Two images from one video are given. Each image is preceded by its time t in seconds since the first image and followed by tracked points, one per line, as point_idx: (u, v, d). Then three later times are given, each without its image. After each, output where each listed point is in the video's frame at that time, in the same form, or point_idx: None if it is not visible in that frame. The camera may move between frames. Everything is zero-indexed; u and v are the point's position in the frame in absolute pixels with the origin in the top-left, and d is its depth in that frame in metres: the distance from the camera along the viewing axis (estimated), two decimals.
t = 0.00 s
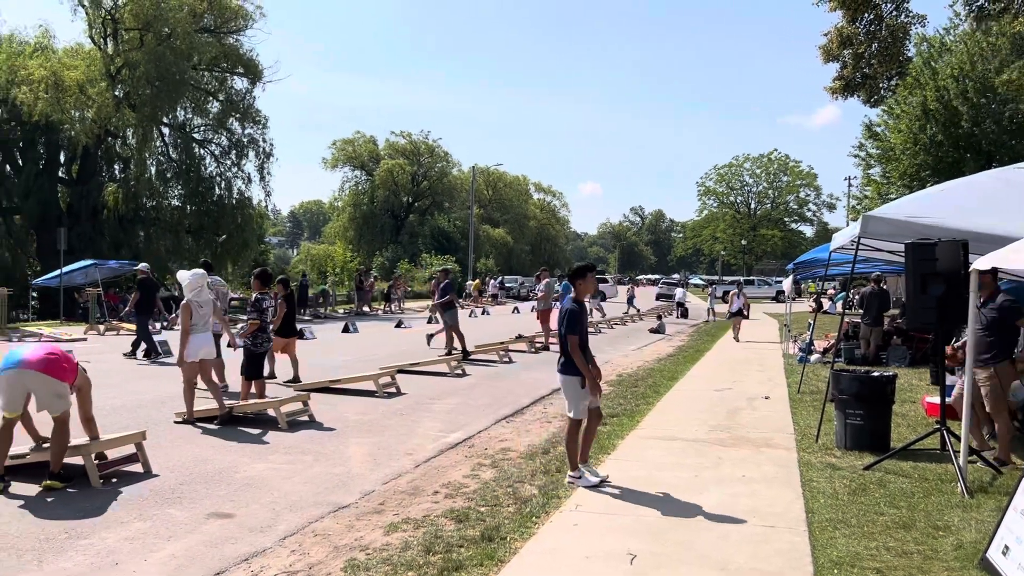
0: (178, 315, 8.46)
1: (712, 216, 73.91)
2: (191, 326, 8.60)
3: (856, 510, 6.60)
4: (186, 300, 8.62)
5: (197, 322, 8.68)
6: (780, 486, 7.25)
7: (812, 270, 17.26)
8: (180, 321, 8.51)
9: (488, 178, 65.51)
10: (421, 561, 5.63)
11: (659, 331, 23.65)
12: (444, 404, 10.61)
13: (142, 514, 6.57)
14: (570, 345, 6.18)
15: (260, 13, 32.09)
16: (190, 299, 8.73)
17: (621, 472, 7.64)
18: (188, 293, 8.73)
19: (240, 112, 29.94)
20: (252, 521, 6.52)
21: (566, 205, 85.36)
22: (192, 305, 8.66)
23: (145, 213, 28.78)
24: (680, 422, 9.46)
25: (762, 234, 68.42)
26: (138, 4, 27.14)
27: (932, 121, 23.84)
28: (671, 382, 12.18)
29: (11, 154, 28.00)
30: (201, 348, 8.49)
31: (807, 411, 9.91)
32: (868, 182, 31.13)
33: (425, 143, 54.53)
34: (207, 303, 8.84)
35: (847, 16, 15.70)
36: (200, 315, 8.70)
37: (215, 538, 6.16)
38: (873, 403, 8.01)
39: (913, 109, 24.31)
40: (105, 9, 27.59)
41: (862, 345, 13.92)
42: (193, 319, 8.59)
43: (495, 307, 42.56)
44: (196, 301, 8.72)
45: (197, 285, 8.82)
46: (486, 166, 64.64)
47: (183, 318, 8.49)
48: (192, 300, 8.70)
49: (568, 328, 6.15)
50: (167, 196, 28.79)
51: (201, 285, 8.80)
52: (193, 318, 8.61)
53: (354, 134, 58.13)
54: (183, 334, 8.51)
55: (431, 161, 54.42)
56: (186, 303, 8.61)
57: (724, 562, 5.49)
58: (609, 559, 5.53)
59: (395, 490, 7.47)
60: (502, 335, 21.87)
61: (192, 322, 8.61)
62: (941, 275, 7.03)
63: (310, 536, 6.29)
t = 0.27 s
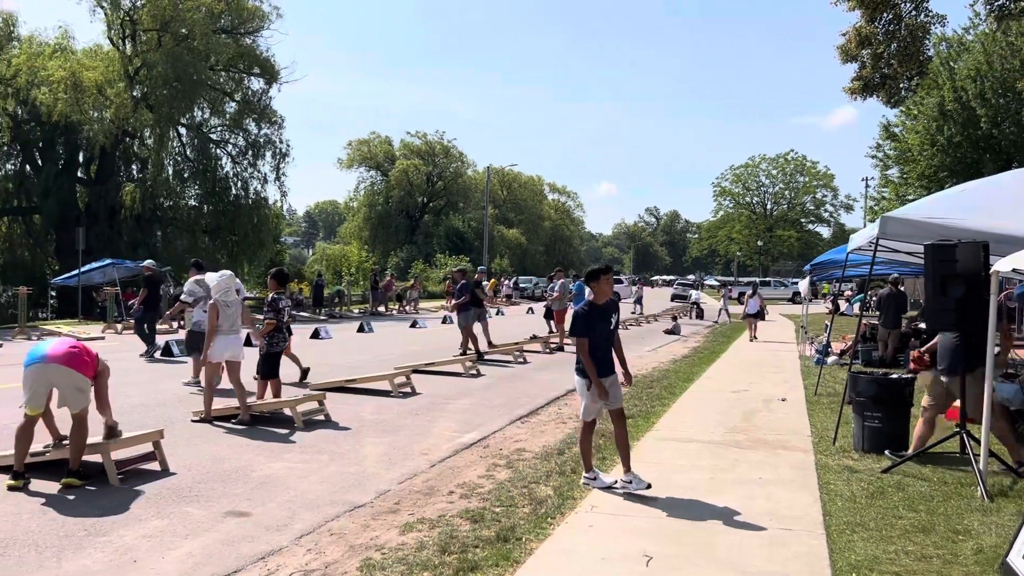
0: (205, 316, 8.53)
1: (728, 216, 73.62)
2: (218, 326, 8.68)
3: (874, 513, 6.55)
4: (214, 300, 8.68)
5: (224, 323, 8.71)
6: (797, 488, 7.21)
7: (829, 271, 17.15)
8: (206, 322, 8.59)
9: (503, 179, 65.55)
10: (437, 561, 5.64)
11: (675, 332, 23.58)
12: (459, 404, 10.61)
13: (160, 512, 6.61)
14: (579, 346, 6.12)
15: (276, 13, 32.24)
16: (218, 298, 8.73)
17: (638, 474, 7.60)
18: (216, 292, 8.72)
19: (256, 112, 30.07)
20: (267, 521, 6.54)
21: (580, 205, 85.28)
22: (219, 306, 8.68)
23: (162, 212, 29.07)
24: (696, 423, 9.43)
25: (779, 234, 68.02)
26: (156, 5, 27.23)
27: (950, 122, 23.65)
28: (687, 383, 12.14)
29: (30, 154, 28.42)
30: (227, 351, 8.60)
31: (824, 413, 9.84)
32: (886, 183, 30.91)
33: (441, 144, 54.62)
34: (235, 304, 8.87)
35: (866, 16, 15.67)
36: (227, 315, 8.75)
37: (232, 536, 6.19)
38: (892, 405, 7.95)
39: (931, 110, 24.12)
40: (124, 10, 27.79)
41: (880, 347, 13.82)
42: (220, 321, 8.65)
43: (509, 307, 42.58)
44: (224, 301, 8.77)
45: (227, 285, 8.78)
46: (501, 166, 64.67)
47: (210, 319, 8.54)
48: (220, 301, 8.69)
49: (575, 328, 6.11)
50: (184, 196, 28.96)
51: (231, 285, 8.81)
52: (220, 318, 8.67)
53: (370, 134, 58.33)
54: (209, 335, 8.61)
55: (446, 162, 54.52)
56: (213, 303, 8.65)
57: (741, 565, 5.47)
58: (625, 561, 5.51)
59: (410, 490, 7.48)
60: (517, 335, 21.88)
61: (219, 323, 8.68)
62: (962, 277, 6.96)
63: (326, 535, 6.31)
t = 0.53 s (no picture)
0: (234, 317, 8.59)
1: (745, 216, 73.27)
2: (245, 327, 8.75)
3: (894, 516, 6.50)
4: (242, 300, 8.72)
5: (252, 323, 8.77)
6: (816, 490, 7.17)
7: (848, 271, 17.04)
8: (234, 322, 8.64)
9: (519, 179, 65.58)
10: (454, 561, 5.65)
11: (691, 332, 23.50)
12: (475, 404, 10.62)
13: (179, 509, 6.66)
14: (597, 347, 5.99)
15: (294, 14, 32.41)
16: (246, 299, 8.78)
17: (655, 475, 7.58)
18: (244, 292, 8.76)
19: (274, 112, 30.27)
20: (285, 518, 6.58)
21: (596, 205, 85.15)
22: (247, 306, 8.72)
23: (181, 212, 29.20)
24: (714, 424, 9.39)
25: (796, 235, 67.67)
26: (175, 6, 27.55)
27: (971, 121, 23.40)
28: (704, 384, 12.10)
29: (52, 154, 28.48)
30: (255, 352, 8.66)
31: (843, 415, 9.79)
32: (906, 183, 30.65)
33: (457, 144, 54.72)
34: (262, 303, 8.92)
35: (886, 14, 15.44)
36: (255, 315, 8.81)
37: (251, 533, 6.23)
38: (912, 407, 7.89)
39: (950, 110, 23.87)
40: (144, 11, 27.98)
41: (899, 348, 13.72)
42: (249, 321, 8.69)
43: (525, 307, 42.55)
44: (252, 300, 8.81)
45: (254, 285, 8.83)
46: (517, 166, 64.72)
47: (238, 319, 8.60)
48: (249, 301, 8.74)
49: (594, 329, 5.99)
50: (203, 195, 29.25)
51: (259, 286, 8.87)
52: (249, 318, 8.72)
53: (386, 134, 58.50)
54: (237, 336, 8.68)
55: (462, 162, 54.60)
56: (240, 303, 8.70)
57: (759, 567, 5.44)
58: (643, 562, 5.50)
59: (427, 489, 7.50)
60: (533, 335, 21.88)
61: (247, 323, 8.73)
62: (984, 278, 6.88)
63: (344, 533, 6.34)
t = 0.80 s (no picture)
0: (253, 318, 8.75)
1: (762, 216, 72.87)
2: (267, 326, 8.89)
3: (913, 518, 6.45)
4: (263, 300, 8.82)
5: (274, 322, 8.87)
6: (834, 491, 7.12)
7: (867, 271, 16.91)
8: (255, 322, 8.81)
9: (535, 178, 65.57)
10: (470, 559, 5.66)
11: (708, 332, 23.41)
12: (491, 403, 10.63)
13: (198, 506, 6.72)
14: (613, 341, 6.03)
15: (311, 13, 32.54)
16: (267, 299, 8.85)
17: (672, 475, 7.56)
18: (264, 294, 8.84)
19: (291, 111, 30.42)
20: (302, 516, 6.61)
21: (612, 205, 84.99)
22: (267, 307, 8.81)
23: (199, 211, 29.41)
24: (730, 424, 9.36)
25: (814, 234, 67.18)
26: (194, 7, 27.75)
27: (992, 120, 23.19)
28: (721, 384, 12.05)
29: (72, 153, 28.94)
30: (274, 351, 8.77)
31: (861, 416, 9.72)
32: (925, 183, 30.37)
33: (473, 143, 54.83)
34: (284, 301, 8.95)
35: (907, 12, 15.34)
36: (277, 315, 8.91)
37: (269, 530, 6.27)
38: (931, 408, 7.82)
39: (971, 108, 23.68)
40: (163, 11, 28.22)
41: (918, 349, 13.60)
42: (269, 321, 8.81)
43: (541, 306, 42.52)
44: (274, 300, 8.86)
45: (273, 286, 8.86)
46: (533, 166, 64.68)
47: (257, 320, 8.76)
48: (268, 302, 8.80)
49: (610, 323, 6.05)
50: (220, 195, 29.40)
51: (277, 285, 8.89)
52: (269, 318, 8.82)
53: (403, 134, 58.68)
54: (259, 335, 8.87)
55: (478, 161, 54.67)
56: (261, 304, 8.82)
57: (776, 568, 5.41)
58: (659, 562, 5.48)
59: (444, 488, 7.52)
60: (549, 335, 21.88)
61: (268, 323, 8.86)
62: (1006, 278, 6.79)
63: (360, 531, 6.36)
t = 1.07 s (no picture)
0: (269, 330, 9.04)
1: (779, 214, 72.49)
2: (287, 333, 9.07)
3: (932, 519, 6.39)
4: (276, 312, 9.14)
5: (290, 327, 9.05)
6: (851, 492, 7.07)
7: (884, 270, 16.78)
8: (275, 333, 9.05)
9: (550, 176, 65.52)
10: (485, 557, 5.66)
11: (724, 332, 23.32)
12: (506, 401, 10.64)
13: (215, 502, 6.77)
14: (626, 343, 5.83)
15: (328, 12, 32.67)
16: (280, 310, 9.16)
17: (687, 475, 7.53)
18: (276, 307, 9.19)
19: (308, 110, 30.56)
20: (317, 513, 6.64)
21: (628, 203, 84.81)
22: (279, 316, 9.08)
23: (216, 210, 29.63)
24: (747, 424, 9.31)
25: (831, 232, 66.71)
26: (212, 6, 27.93)
27: (1013, 117, 22.95)
28: (737, 383, 12.00)
29: (90, 152, 29.17)
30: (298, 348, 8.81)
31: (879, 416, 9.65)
32: (945, 180, 30.10)
33: (488, 142, 54.89)
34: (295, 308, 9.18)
35: (926, 8, 15.21)
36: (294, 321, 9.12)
37: (285, 527, 6.31)
38: (950, 409, 7.74)
39: (992, 105, 23.45)
40: (181, 11, 28.44)
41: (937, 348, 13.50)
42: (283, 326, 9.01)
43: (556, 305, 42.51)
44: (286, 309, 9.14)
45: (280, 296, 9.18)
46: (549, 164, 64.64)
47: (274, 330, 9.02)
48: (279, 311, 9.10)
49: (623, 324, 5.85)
50: (237, 194, 29.61)
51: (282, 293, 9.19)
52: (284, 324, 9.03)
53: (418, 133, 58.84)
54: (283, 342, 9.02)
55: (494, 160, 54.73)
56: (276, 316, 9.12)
57: (793, 569, 5.37)
58: (675, 562, 5.46)
59: (459, 486, 7.53)
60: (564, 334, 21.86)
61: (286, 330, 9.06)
62: None
63: (375, 529, 6.38)
